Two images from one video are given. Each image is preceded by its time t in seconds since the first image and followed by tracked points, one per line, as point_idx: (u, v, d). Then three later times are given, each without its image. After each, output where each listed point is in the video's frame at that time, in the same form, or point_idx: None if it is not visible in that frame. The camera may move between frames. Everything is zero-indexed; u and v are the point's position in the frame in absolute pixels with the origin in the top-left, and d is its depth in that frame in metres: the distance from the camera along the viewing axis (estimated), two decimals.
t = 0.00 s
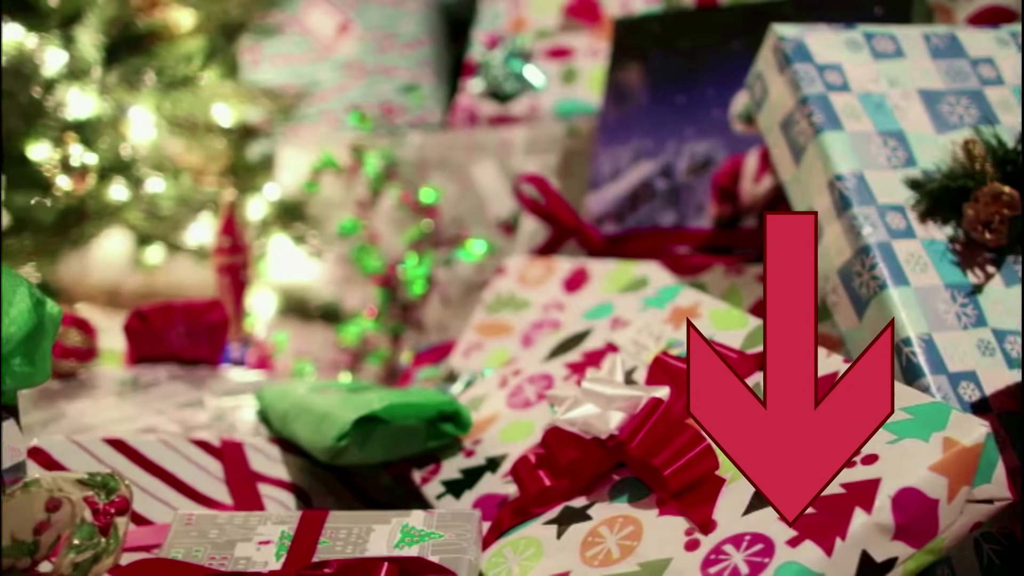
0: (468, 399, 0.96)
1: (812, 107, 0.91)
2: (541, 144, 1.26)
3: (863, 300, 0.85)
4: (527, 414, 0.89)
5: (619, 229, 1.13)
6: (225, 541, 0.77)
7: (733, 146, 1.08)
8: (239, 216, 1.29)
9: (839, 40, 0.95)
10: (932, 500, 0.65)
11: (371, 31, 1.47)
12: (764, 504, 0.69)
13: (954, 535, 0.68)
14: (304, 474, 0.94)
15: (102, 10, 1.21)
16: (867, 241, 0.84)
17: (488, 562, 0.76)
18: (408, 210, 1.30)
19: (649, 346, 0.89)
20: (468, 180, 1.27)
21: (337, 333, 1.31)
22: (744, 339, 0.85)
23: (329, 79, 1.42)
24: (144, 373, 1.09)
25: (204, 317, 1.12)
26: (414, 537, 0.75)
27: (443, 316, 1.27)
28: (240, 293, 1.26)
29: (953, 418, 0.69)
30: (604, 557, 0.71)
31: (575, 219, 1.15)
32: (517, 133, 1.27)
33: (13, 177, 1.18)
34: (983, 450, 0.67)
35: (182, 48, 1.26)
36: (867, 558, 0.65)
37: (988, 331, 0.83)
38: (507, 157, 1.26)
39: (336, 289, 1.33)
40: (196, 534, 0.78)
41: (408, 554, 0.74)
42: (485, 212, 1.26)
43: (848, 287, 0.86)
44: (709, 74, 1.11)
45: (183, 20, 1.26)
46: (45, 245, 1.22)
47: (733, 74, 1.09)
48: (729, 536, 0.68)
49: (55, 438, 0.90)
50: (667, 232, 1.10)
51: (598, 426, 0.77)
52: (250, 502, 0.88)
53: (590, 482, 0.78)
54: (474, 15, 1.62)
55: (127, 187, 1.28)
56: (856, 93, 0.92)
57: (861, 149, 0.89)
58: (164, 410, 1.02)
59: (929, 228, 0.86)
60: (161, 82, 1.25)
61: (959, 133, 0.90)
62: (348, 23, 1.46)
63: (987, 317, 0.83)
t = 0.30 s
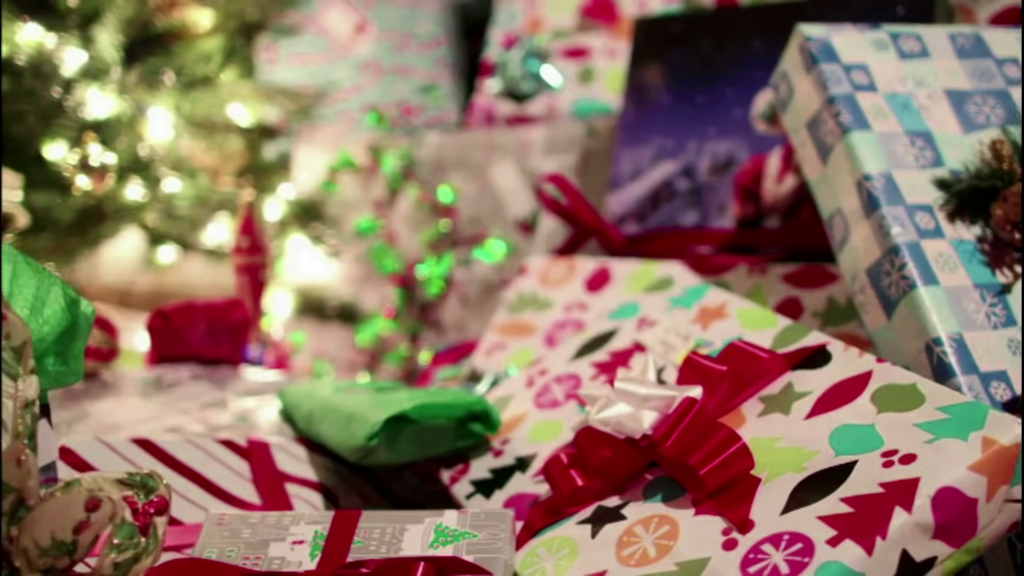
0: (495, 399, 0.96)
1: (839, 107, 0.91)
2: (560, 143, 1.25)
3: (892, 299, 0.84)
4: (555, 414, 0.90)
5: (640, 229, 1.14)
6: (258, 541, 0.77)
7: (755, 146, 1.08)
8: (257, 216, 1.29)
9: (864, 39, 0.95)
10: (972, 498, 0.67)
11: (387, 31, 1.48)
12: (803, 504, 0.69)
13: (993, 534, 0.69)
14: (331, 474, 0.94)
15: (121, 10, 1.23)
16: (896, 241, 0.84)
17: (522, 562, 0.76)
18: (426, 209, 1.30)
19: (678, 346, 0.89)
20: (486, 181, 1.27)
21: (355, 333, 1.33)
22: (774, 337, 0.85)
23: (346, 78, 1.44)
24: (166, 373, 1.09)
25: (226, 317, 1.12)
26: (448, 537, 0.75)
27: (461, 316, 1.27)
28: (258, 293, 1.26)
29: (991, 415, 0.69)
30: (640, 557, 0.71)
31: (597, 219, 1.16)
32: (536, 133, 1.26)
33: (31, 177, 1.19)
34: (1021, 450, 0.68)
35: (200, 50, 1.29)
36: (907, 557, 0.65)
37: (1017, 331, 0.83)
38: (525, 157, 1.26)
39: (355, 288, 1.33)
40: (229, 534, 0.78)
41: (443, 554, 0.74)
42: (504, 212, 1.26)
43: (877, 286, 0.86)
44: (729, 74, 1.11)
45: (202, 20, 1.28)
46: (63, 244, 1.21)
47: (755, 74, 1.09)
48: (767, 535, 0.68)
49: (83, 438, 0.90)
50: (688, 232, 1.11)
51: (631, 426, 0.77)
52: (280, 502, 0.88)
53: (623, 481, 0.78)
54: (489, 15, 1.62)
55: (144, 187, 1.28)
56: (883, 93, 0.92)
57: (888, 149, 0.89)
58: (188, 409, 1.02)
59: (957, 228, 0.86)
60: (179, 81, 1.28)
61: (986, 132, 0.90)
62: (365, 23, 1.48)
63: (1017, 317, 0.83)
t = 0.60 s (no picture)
0: (521, 399, 0.96)
1: (866, 107, 0.91)
2: (578, 143, 1.25)
3: (921, 299, 0.84)
4: (583, 414, 0.90)
5: (661, 229, 1.14)
6: (291, 541, 0.77)
7: (777, 146, 1.08)
8: (274, 216, 1.29)
9: (890, 40, 0.95)
10: (1010, 498, 0.66)
11: (404, 32, 1.49)
12: (841, 503, 0.69)
13: None
14: (357, 474, 0.94)
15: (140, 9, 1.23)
16: (925, 241, 0.84)
17: (556, 561, 0.76)
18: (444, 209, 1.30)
19: (706, 346, 0.89)
20: (504, 180, 1.27)
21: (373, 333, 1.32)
22: (806, 336, 0.85)
23: (363, 78, 1.45)
24: (188, 373, 1.09)
25: (248, 317, 1.12)
26: (482, 537, 0.75)
27: (480, 316, 1.27)
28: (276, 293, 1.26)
29: None
30: (676, 557, 0.71)
31: (618, 219, 1.15)
32: (554, 132, 1.26)
33: (50, 177, 1.21)
34: None
35: (218, 49, 1.28)
36: (946, 557, 0.65)
37: None
38: (543, 157, 1.26)
39: (372, 288, 1.32)
40: (261, 534, 0.78)
41: (477, 554, 0.74)
42: (522, 212, 1.26)
43: (906, 286, 0.86)
44: (752, 74, 1.11)
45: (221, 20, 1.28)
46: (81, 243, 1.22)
47: (778, 75, 1.09)
48: (806, 535, 0.68)
49: (110, 438, 0.90)
50: (710, 232, 1.11)
51: (665, 426, 0.77)
52: (308, 502, 0.88)
53: (655, 481, 0.78)
54: (504, 15, 1.62)
55: (160, 187, 1.29)
56: (910, 93, 0.92)
57: (915, 149, 0.89)
58: (212, 410, 1.02)
59: (986, 228, 0.86)
60: (199, 81, 1.28)
61: (1013, 132, 0.90)
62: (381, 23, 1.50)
63: None
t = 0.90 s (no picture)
0: (547, 398, 0.96)
1: (893, 107, 0.91)
2: (597, 143, 1.25)
3: (950, 299, 0.84)
4: (611, 413, 0.90)
5: (682, 228, 1.14)
6: (325, 541, 0.77)
7: (798, 146, 1.08)
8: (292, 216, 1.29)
9: (916, 40, 0.95)
10: None
11: (421, 31, 1.52)
12: (878, 502, 0.69)
13: None
14: (384, 473, 0.94)
15: (158, 9, 1.23)
16: (954, 241, 0.84)
17: (590, 561, 0.76)
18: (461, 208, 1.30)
19: (734, 345, 0.89)
20: (523, 179, 1.28)
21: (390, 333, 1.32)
22: (835, 335, 0.85)
23: (380, 77, 1.49)
24: (210, 373, 1.08)
25: (270, 317, 1.12)
26: (516, 537, 0.75)
27: (498, 315, 1.28)
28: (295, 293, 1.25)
29: None
30: (712, 556, 0.71)
31: (639, 218, 1.15)
32: (573, 132, 1.26)
33: (68, 176, 1.20)
34: None
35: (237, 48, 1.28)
36: (986, 556, 0.65)
37: None
38: (562, 157, 1.25)
39: (389, 287, 1.33)
40: (294, 534, 0.78)
41: (512, 553, 0.74)
42: (541, 212, 1.26)
43: (934, 287, 0.86)
44: (773, 74, 1.11)
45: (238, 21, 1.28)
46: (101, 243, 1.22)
47: (800, 75, 1.09)
48: (844, 534, 0.68)
49: (138, 437, 0.90)
50: (732, 232, 1.10)
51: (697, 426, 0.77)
52: (336, 501, 0.88)
53: (688, 480, 0.78)
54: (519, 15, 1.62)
55: (177, 186, 1.29)
56: (936, 93, 0.92)
57: (943, 149, 0.89)
58: (235, 409, 1.01)
59: (1014, 228, 0.86)
60: (217, 81, 1.28)
61: None
62: (397, 22, 1.52)
63: None
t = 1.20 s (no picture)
0: (577, 397, 0.96)
1: (924, 107, 0.91)
2: (618, 143, 1.25)
3: (983, 299, 0.84)
4: (643, 413, 0.90)
5: (707, 228, 1.14)
6: (362, 541, 0.77)
7: (823, 146, 1.09)
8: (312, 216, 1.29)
9: (946, 40, 0.95)
10: None
11: (439, 31, 1.52)
12: (922, 501, 0.69)
13: None
14: (414, 473, 0.94)
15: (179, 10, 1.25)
16: (987, 241, 0.84)
17: (628, 560, 0.76)
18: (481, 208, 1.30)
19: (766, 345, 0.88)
20: (544, 179, 1.27)
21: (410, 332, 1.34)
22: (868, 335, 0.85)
23: (399, 76, 1.50)
24: (235, 373, 1.08)
25: (294, 317, 1.13)
26: (555, 536, 0.75)
27: (519, 315, 1.29)
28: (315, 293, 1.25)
29: None
30: (754, 555, 0.71)
31: (662, 217, 1.14)
32: (594, 133, 1.26)
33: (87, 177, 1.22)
34: None
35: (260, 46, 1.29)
36: None
37: None
38: (583, 156, 1.26)
39: (409, 287, 1.33)
40: (332, 534, 0.78)
41: (551, 553, 0.74)
42: (562, 211, 1.26)
43: (967, 287, 0.85)
44: (797, 73, 1.11)
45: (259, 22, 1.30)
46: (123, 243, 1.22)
47: (824, 75, 1.09)
48: (887, 533, 0.68)
49: (169, 437, 0.90)
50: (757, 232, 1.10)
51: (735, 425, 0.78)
52: (368, 501, 0.88)
53: (726, 479, 0.78)
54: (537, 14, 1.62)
55: (196, 186, 1.29)
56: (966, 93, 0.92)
57: (975, 148, 0.89)
58: (263, 409, 1.01)
59: None
60: (239, 81, 1.30)
61: None
62: (416, 22, 1.53)
63: None
